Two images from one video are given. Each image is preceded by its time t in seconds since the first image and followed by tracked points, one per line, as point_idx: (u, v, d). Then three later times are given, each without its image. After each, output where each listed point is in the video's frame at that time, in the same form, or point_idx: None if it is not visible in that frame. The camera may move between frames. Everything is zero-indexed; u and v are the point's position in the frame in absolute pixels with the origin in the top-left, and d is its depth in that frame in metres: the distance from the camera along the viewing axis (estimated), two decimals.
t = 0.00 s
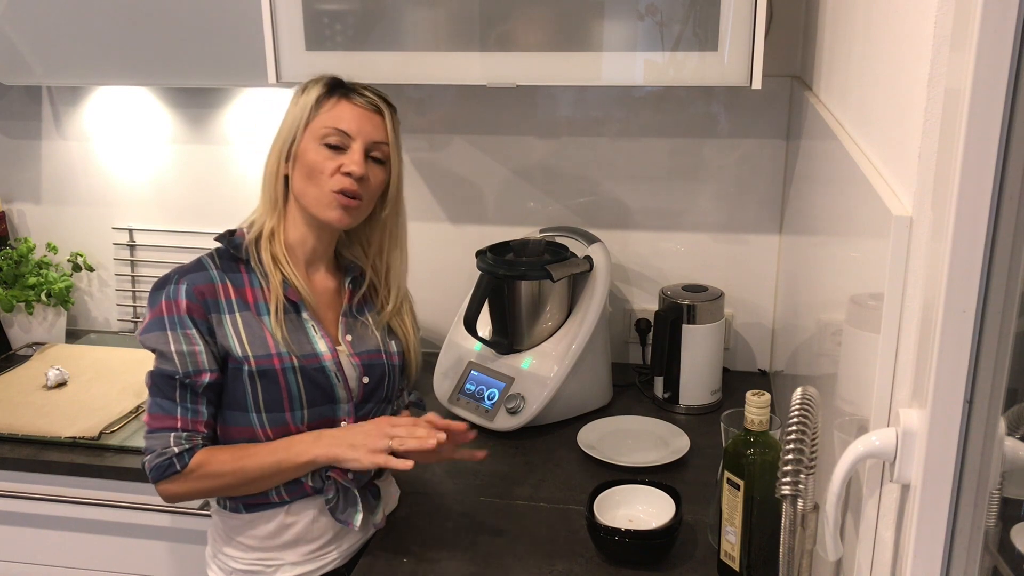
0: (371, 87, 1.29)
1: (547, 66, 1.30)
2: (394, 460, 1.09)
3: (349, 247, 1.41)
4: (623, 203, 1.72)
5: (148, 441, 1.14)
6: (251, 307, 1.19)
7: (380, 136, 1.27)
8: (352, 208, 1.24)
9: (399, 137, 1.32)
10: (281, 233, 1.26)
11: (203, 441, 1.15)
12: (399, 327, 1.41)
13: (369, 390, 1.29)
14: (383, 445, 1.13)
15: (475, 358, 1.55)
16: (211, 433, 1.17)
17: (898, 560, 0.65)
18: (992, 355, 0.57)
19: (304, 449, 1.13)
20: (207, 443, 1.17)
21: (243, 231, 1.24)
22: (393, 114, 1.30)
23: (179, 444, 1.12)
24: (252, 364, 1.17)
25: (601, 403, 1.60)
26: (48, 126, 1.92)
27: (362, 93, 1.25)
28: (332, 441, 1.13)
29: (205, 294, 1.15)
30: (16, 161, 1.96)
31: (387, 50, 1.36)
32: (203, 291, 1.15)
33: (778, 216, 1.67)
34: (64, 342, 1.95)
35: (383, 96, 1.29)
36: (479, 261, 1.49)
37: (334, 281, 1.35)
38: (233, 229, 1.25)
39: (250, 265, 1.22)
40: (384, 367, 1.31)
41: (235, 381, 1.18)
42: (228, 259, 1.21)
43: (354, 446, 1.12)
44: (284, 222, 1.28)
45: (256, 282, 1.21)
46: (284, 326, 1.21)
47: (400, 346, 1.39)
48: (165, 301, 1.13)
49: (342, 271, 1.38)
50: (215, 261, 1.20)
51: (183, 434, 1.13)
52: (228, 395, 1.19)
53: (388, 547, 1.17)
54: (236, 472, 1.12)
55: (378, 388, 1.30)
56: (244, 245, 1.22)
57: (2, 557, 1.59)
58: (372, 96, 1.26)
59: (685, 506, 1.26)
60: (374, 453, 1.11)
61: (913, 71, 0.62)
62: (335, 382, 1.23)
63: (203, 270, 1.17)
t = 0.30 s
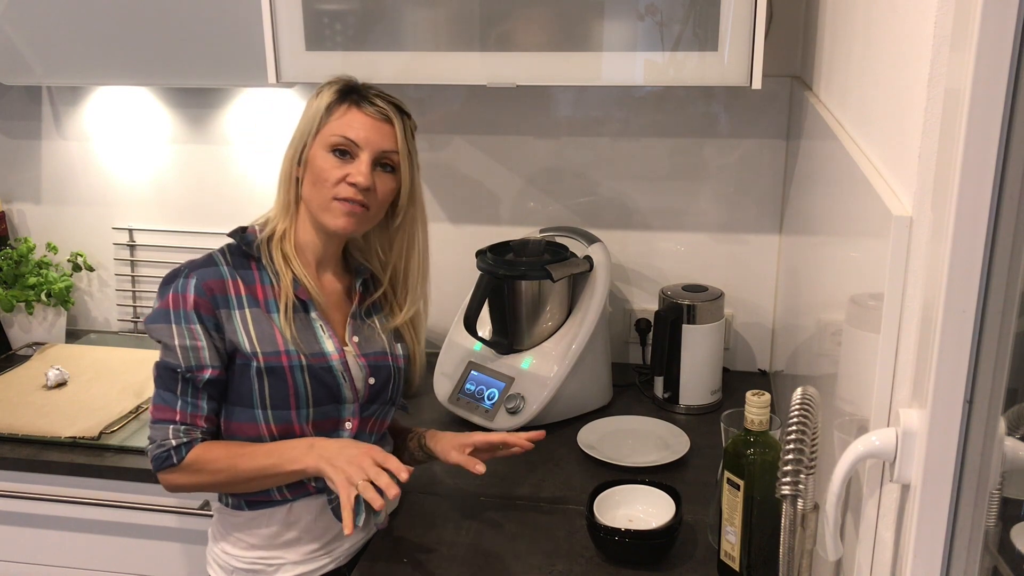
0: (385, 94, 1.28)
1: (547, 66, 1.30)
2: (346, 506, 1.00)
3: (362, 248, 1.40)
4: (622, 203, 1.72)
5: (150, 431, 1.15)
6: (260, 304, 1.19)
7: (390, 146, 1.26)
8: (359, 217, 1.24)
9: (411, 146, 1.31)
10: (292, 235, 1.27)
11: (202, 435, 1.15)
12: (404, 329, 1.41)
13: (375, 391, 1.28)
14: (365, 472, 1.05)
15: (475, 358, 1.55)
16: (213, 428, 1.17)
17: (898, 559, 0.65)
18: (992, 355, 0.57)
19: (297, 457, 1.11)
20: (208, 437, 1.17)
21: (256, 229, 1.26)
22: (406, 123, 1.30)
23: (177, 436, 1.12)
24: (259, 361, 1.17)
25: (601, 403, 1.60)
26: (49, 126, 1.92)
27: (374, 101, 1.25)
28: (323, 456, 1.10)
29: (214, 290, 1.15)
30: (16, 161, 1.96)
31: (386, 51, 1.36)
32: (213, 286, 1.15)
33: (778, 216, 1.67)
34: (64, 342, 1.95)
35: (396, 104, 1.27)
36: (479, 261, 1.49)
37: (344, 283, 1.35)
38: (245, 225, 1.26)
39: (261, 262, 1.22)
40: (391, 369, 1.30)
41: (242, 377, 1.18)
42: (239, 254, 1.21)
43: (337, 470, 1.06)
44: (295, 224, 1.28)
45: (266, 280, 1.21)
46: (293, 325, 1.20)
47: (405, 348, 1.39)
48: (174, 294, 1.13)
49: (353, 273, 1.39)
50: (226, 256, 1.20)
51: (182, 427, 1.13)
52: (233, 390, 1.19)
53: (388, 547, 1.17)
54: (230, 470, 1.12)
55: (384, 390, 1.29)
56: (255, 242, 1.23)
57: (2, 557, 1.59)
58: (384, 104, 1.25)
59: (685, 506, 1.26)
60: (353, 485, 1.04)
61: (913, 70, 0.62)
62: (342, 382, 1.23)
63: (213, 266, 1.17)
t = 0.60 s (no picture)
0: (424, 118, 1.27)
1: (547, 66, 1.30)
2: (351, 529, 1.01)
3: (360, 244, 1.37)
4: (622, 202, 1.72)
5: (147, 437, 1.16)
6: (255, 309, 1.19)
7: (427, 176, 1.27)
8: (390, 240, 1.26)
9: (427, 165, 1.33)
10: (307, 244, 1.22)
11: (198, 441, 1.16)
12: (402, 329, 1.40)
13: (372, 394, 1.28)
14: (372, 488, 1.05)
15: (475, 358, 1.55)
16: (209, 433, 1.18)
17: (897, 559, 0.65)
18: (992, 355, 0.57)
19: (295, 467, 1.11)
20: (204, 443, 1.18)
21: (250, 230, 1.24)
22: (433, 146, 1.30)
23: (173, 444, 1.13)
24: (255, 366, 1.17)
25: (601, 403, 1.60)
26: (49, 126, 1.92)
27: (428, 136, 1.24)
28: (322, 467, 1.09)
29: (208, 296, 1.16)
30: (16, 161, 1.96)
31: (386, 51, 1.36)
32: (207, 292, 1.16)
33: (778, 216, 1.67)
34: (64, 342, 1.95)
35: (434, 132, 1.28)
36: (479, 261, 1.50)
37: (341, 283, 1.33)
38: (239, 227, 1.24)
39: (256, 266, 1.21)
40: (387, 371, 1.29)
41: (238, 383, 1.18)
42: (233, 259, 1.21)
43: (338, 484, 1.07)
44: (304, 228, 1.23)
45: (261, 284, 1.20)
46: (288, 329, 1.20)
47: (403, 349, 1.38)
48: (168, 301, 1.14)
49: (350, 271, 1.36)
50: (220, 262, 1.20)
51: (178, 433, 1.14)
52: (230, 395, 1.19)
53: (388, 548, 1.17)
54: (228, 478, 1.12)
55: (381, 392, 1.29)
56: (250, 245, 1.21)
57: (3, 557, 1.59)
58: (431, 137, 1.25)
59: (685, 506, 1.26)
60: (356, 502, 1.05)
61: (913, 70, 0.62)
62: (338, 386, 1.22)
63: (206, 271, 1.17)
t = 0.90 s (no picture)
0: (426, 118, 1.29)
1: (547, 66, 1.30)
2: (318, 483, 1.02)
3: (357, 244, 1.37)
4: (622, 202, 1.72)
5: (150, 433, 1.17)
6: (258, 309, 1.18)
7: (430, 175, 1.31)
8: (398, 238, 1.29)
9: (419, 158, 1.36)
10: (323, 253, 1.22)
11: (199, 438, 1.16)
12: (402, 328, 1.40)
13: (374, 393, 1.28)
14: (346, 448, 1.04)
15: (475, 359, 1.55)
16: (211, 430, 1.18)
17: (897, 559, 0.65)
18: (992, 356, 0.57)
19: (284, 458, 1.11)
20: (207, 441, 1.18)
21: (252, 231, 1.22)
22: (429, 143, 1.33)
23: (174, 440, 1.13)
24: (257, 366, 1.17)
25: (601, 403, 1.60)
26: (49, 126, 1.92)
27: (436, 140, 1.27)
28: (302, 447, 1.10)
29: (210, 296, 1.15)
30: (16, 161, 1.96)
31: (386, 51, 1.36)
32: (208, 292, 1.15)
33: (778, 216, 1.67)
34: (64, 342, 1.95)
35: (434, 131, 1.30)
36: (479, 261, 1.50)
37: (343, 283, 1.33)
38: (241, 227, 1.22)
39: (258, 266, 1.20)
40: (389, 370, 1.29)
41: (240, 382, 1.19)
42: (235, 258, 1.20)
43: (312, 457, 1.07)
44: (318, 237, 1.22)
45: (264, 284, 1.20)
46: (291, 330, 1.19)
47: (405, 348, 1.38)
48: (169, 301, 1.13)
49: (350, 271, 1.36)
50: (222, 261, 1.19)
51: (179, 430, 1.14)
52: (233, 394, 1.19)
53: (388, 548, 1.17)
54: (223, 472, 1.12)
55: (383, 392, 1.29)
56: (252, 246, 1.20)
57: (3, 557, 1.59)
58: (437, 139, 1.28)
59: (685, 506, 1.26)
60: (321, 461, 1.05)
61: (913, 70, 0.62)
62: (341, 386, 1.23)
63: (208, 271, 1.17)
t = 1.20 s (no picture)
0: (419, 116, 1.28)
1: (547, 66, 1.30)
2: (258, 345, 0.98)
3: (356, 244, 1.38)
4: (622, 203, 1.72)
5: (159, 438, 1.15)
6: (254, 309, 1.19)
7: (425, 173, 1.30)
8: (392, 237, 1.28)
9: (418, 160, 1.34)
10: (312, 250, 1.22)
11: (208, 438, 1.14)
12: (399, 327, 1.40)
13: (371, 392, 1.28)
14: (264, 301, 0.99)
15: (474, 359, 1.55)
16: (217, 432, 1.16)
17: (897, 559, 0.65)
18: (991, 356, 0.57)
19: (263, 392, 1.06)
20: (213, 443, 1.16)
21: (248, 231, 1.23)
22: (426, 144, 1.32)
23: (182, 437, 1.11)
24: (254, 365, 1.16)
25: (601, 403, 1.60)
26: (48, 126, 1.92)
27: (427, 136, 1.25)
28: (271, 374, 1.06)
29: (207, 296, 1.16)
30: (16, 161, 1.96)
31: (386, 50, 1.36)
32: (206, 292, 1.16)
33: (778, 216, 1.67)
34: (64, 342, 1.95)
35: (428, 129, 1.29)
36: (479, 261, 1.50)
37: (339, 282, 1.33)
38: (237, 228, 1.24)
39: (253, 266, 1.21)
40: (386, 369, 1.29)
41: (240, 382, 1.18)
42: (231, 259, 1.20)
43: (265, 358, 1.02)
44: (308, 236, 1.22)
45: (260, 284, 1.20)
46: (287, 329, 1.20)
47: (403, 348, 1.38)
48: (168, 301, 1.14)
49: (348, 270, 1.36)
50: (218, 261, 1.19)
51: (187, 429, 1.12)
52: (233, 395, 1.19)
53: (388, 548, 1.17)
54: (224, 445, 1.08)
55: (380, 391, 1.29)
56: (247, 246, 1.21)
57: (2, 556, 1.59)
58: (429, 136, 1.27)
59: (685, 506, 1.26)
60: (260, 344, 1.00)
61: (913, 70, 0.62)
62: (337, 385, 1.22)
63: (204, 271, 1.17)
